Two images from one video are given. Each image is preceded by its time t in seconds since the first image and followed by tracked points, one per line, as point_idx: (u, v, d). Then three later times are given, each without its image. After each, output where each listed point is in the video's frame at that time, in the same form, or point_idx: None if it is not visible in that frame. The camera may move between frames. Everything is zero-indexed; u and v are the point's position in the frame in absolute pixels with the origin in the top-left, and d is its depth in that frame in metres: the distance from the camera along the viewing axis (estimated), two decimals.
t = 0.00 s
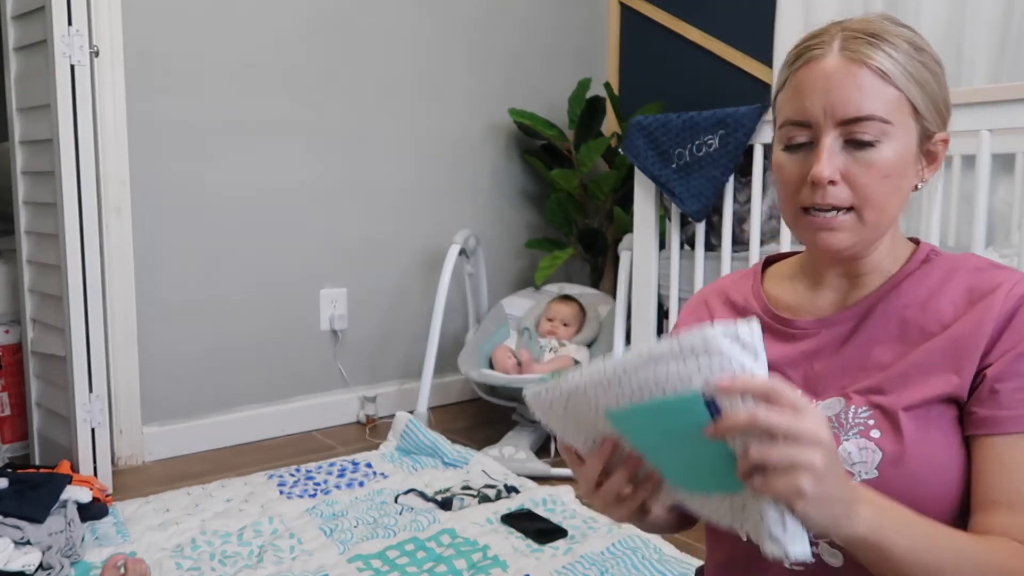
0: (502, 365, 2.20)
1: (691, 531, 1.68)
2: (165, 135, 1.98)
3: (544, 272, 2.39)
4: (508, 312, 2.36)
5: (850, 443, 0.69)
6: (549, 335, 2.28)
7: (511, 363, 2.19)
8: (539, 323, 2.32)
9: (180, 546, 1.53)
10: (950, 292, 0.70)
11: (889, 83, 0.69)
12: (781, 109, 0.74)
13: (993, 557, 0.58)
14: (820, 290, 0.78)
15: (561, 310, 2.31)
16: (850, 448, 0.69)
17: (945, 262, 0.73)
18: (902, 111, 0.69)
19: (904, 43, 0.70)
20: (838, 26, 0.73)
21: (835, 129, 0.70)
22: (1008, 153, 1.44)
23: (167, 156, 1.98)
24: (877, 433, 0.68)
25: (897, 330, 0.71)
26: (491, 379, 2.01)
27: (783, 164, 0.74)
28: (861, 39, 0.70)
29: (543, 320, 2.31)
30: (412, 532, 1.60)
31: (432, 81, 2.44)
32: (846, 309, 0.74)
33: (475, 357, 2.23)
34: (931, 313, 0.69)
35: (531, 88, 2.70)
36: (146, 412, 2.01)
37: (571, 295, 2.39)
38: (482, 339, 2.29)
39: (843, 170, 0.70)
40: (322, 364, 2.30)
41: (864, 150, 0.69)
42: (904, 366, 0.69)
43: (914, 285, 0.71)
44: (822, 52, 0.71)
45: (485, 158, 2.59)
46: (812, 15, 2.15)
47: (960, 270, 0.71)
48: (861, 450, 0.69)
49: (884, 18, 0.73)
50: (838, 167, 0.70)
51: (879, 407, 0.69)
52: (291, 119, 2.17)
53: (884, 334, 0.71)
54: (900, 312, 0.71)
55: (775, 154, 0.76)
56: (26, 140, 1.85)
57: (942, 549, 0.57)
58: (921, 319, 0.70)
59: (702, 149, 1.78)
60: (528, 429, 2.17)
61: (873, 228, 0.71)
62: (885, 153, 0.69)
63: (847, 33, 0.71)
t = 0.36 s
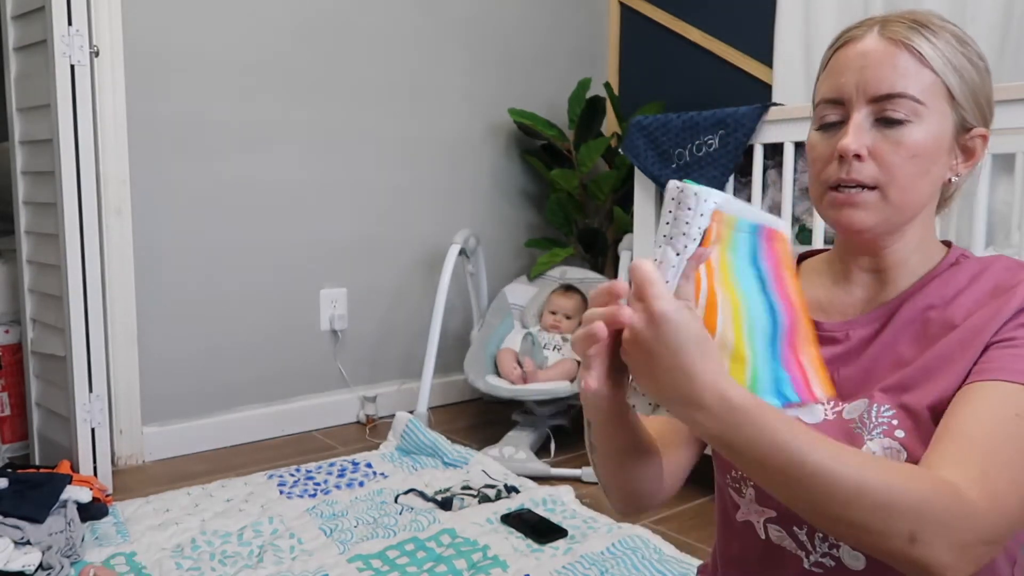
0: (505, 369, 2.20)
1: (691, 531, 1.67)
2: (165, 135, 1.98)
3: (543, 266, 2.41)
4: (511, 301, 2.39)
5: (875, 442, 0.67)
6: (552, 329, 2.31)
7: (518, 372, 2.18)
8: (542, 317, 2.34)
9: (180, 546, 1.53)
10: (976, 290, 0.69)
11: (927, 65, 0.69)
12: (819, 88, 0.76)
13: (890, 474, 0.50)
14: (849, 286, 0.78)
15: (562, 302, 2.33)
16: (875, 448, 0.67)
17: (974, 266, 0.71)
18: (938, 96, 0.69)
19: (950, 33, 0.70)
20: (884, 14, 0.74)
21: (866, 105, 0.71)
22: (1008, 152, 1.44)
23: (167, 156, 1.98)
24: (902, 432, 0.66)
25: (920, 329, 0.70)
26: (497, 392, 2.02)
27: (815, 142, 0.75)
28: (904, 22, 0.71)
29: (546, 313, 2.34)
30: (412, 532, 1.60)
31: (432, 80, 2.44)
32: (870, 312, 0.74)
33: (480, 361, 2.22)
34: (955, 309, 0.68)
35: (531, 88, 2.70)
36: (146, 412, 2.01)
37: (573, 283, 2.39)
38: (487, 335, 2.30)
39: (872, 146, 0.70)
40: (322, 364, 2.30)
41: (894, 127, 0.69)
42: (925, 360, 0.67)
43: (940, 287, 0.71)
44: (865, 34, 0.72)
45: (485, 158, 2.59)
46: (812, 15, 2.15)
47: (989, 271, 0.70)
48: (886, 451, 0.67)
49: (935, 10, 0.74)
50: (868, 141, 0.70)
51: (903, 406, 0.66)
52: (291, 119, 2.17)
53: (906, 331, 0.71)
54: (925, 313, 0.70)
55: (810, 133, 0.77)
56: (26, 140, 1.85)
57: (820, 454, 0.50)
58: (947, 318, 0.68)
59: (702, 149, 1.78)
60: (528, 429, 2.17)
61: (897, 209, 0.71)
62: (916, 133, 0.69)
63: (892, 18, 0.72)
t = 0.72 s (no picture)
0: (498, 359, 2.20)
1: (691, 531, 1.67)
2: (165, 135, 1.98)
3: (544, 274, 2.39)
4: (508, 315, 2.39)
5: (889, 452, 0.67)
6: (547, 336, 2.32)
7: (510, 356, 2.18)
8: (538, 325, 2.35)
9: (180, 546, 1.53)
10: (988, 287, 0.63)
11: (939, 62, 0.69)
12: (828, 88, 0.76)
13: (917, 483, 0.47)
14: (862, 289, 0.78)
15: (561, 313, 2.34)
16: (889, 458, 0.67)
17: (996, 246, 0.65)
18: (951, 94, 0.70)
19: (963, 30, 0.70)
20: (895, 12, 0.74)
21: (877, 105, 0.71)
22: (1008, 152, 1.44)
23: (167, 156, 1.98)
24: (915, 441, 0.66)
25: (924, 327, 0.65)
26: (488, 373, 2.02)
27: (825, 143, 0.76)
28: (916, 20, 0.71)
29: (543, 322, 2.35)
30: (412, 532, 1.60)
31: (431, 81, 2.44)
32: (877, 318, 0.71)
33: (474, 352, 2.19)
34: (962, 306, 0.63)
35: (531, 88, 2.70)
36: (147, 412, 2.01)
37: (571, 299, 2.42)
38: (481, 339, 2.25)
39: (882, 146, 0.70)
40: (323, 364, 2.30)
41: (905, 127, 0.70)
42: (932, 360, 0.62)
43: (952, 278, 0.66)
44: (875, 32, 0.72)
45: (485, 158, 2.59)
46: (812, 14, 2.15)
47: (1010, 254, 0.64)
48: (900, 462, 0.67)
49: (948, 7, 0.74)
50: (878, 142, 0.71)
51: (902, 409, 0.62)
52: (291, 119, 2.17)
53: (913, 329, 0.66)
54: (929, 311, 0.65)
55: (819, 133, 0.77)
56: (26, 140, 1.85)
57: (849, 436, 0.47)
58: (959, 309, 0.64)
59: (702, 148, 1.78)
60: (528, 429, 2.17)
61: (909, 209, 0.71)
62: (928, 132, 0.69)
63: (903, 15, 0.72)
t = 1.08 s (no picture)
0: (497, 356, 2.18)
1: (691, 531, 1.67)
2: (165, 135, 1.98)
3: (544, 274, 2.40)
4: (507, 318, 2.38)
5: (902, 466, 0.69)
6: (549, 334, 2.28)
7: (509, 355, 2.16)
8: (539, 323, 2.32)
9: (180, 546, 1.53)
10: (999, 304, 0.70)
11: (941, 60, 0.70)
12: (828, 82, 0.76)
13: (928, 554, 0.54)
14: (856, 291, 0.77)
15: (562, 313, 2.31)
16: (903, 474, 0.69)
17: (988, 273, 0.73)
18: (951, 92, 0.70)
19: (966, 29, 0.71)
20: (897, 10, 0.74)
21: (876, 101, 0.71)
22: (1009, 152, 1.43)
23: (167, 156, 1.99)
24: (931, 457, 0.68)
25: (942, 339, 0.70)
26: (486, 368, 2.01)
27: (822, 137, 0.75)
28: (920, 17, 0.71)
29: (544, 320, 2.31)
30: (412, 532, 1.60)
31: (431, 81, 2.44)
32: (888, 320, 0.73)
33: (472, 350, 2.18)
34: (980, 324, 0.69)
35: (531, 88, 2.70)
36: (147, 412, 2.01)
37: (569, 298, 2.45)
38: (480, 338, 2.25)
39: (879, 143, 0.70)
40: (322, 363, 2.30)
41: (904, 125, 0.70)
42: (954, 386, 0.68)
43: (959, 298, 0.71)
44: (878, 28, 0.72)
45: (485, 158, 2.59)
46: (812, 14, 2.15)
47: (1004, 283, 0.72)
48: (915, 477, 0.68)
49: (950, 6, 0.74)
50: (876, 139, 0.70)
51: (931, 429, 0.68)
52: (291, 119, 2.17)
53: (929, 338, 0.70)
54: (946, 325, 0.70)
55: (816, 128, 0.77)
56: (26, 140, 1.85)
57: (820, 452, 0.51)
58: (972, 334, 0.69)
59: (702, 148, 1.78)
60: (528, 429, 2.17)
61: (905, 209, 0.70)
62: (926, 131, 0.69)
63: (906, 13, 0.73)
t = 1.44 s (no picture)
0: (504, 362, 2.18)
1: (691, 531, 1.67)
2: (165, 135, 1.98)
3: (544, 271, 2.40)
4: (510, 303, 2.37)
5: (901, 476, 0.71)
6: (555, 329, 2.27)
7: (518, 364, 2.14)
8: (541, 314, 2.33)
9: (180, 546, 1.53)
10: (999, 307, 0.72)
11: (946, 56, 0.70)
12: (828, 83, 0.76)
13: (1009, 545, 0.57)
14: (859, 294, 0.78)
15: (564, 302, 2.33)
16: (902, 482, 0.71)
17: (989, 276, 0.74)
18: (956, 89, 0.71)
19: (965, 26, 0.72)
20: (893, 9, 0.75)
21: (883, 100, 0.71)
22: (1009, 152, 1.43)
23: (167, 155, 1.99)
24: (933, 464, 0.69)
25: (943, 344, 0.72)
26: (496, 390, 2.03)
27: (827, 135, 0.74)
28: (920, 15, 0.72)
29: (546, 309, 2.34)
30: (412, 532, 1.60)
31: (431, 80, 2.44)
32: (889, 325, 0.75)
33: (478, 358, 2.21)
34: (978, 327, 0.71)
35: (531, 87, 2.70)
36: (147, 412, 2.01)
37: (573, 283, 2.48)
38: (487, 335, 2.28)
39: (890, 141, 0.70)
40: (322, 363, 2.30)
41: (913, 122, 0.70)
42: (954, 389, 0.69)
43: (960, 299, 0.73)
44: (878, 26, 0.73)
45: (485, 158, 2.59)
46: (812, 14, 2.15)
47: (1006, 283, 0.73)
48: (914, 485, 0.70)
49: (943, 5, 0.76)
50: (886, 137, 0.70)
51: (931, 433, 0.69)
52: (291, 119, 2.17)
53: (929, 343, 0.72)
54: (945, 329, 0.72)
55: (817, 129, 0.76)
56: (26, 140, 1.85)
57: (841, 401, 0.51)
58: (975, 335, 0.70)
59: (702, 148, 1.78)
60: (528, 429, 2.17)
61: (914, 206, 0.70)
62: (935, 128, 0.69)
63: (903, 12, 0.73)
